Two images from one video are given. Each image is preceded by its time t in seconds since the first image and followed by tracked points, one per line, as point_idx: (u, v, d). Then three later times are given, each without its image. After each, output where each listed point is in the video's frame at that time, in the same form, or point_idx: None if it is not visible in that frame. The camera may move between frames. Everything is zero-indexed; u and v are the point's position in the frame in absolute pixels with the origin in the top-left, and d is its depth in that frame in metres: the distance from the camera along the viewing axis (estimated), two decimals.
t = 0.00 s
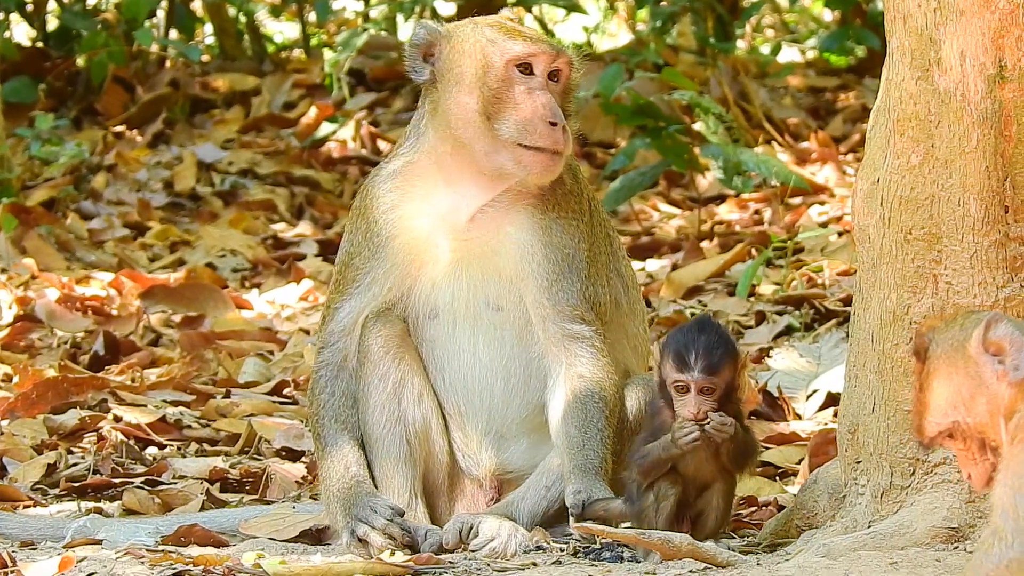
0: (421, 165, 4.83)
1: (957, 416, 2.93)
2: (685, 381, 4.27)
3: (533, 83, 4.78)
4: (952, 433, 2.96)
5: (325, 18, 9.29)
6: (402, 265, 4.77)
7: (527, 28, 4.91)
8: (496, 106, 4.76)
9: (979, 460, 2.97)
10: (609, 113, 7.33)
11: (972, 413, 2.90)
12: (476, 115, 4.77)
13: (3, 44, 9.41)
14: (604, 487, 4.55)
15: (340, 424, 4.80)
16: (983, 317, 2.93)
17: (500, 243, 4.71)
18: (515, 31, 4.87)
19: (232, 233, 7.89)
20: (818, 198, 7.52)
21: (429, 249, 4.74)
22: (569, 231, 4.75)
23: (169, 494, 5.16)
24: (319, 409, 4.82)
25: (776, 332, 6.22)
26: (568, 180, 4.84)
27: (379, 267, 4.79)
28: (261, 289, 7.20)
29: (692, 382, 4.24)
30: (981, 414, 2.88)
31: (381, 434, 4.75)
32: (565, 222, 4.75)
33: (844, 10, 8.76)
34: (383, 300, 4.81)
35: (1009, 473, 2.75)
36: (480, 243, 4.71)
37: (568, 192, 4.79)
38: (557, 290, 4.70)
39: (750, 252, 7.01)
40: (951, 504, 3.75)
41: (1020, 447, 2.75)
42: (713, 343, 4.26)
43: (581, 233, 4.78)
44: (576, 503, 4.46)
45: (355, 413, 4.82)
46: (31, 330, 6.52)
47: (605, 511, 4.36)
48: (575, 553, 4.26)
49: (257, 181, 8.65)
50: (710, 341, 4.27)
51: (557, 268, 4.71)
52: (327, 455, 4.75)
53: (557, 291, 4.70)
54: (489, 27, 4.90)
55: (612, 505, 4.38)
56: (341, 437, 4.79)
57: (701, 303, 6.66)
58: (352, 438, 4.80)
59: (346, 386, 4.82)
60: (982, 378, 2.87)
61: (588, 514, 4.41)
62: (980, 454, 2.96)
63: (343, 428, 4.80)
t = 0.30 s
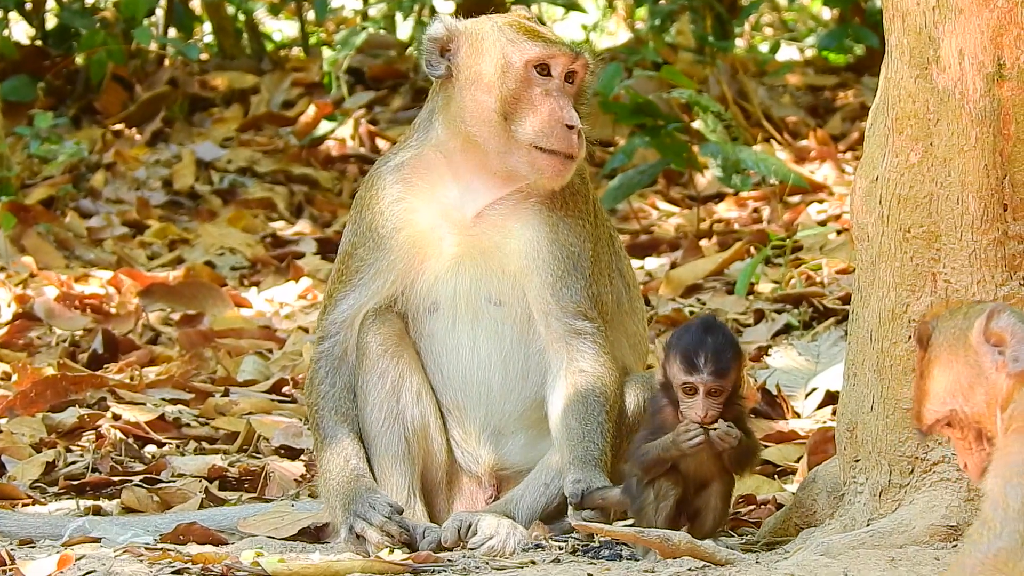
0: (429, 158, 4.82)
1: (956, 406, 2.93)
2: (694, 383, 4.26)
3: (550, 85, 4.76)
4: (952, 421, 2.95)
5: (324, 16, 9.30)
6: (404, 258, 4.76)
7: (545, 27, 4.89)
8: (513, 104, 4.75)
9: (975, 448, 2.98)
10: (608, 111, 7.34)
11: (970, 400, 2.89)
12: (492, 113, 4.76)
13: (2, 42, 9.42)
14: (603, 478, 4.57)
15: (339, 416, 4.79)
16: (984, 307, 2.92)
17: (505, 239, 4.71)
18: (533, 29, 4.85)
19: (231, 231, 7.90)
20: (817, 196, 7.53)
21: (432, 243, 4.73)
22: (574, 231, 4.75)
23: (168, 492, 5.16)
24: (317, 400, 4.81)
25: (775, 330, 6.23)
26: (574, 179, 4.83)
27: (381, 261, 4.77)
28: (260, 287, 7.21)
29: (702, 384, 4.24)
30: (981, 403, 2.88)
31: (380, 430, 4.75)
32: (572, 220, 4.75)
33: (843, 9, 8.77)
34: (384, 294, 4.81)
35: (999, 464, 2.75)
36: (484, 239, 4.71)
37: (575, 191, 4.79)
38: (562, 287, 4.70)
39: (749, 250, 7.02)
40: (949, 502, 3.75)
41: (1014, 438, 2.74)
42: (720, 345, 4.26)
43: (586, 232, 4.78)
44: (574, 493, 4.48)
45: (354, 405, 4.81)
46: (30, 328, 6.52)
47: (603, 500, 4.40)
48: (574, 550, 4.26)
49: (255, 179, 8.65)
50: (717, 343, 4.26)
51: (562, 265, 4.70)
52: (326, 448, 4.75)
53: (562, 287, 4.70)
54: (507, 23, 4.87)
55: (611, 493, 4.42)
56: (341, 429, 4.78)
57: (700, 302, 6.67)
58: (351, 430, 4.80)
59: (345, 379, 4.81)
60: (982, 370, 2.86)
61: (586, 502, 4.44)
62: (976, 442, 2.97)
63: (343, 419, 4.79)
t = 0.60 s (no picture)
0: (430, 155, 4.83)
1: (956, 398, 2.93)
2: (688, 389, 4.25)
3: (545, 79, 4.76)
4: (952, 413, 2.96)
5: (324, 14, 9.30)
6: (406, 255, 4.76)
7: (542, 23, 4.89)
8: (510, 99, 4.75)
9: (972, 441, 2.97)
10: (608, 109, 7.35)
11: (968, 393, 2.90)
12: (489, 109, 4.77)
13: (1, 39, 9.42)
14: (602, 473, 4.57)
15: (340, 412, 4.79)
16: (986, 300, 2.91)
17: (507, 236, 4.71)
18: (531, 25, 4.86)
19: (230, 229, 7.89)
20: (816, 195, 7.54)
21: (433, 240, 4.73)
22: (573, 228, 4.74)
23: (167, 489, 5.16)
24: (318, 396, 4.82)
25: (774, 328, 6.22)
26: (575, 177, 4.82)
27: (383, 257, 4.78)
28: (259, 285, 7.21)
29: (695, 389, 4.23)
30: (981, 395, 2.87)
31: (380, 428, 4.74)
32: (573, 218, 4.75)
33: (843, 8, 8.77)
34: (386, 290, 4.81)
35: (996, 459, 2.76)
36: (485, 236, 4.71)
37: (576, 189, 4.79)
38: (562, 285, 4.70)
39: (748, 249, 7.02)
40: (949, 501, 3.76)
41: (1013, 432, 2.73)
42: (714, 350, 4.24)
43: (588, 230, 4.78)
44: (573, 487, 4.47)
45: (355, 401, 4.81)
46: (29, 326, 6.52)
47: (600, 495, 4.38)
48: (573, 549, 4.26)
49: (254, 176, 8.65)
50: (711, 347, 4.24)
51: (563, 263, 4.70)
52: (326, 444, 4.74)
53: (563, 286, 4.70)
54: (505, 20, 4.88)
55: (608, 489, 4.39)
56: (341, 425, 4.78)
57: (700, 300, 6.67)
58: (351, 426, 4.80)
59: (346, 375, 4.82)
60: (983, 362, 2.85)
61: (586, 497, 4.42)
62: (973, 435, 2.96)
63: (343, 416, 4.79)
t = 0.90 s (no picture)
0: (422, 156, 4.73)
1: (954, 409, 2.82)
2: (681, 378, 4.24)
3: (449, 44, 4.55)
4: (947, 423, 2.85)
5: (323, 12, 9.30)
6: (411, 252, 4.76)
7: None
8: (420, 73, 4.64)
9: (971, 450, 2.86)
10: (605, 106, 7.35)
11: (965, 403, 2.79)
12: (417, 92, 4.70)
13: None
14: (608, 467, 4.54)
15: (342, 408, 4.82)
16: (976, 308, 2.81)
17: (509, 236, 4.67)
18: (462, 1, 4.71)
19: (228, 226, 7.89)
20: (814, 192, 7.55)
21: (434, 239, 4.71)
22: (578, 225, 4.71)
23: (165, 486, 5.16)
24: (322, 391, 4.86)
25: (772, 325, 6.23)
26: (573, 172, 4.76)
27: (390, 256, 4.79)
28: (257, 282, 7.21)
29: (688, 378, 4.22)
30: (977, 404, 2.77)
31: (383, 423, 4.74)
32: (575, 216, 4.71)
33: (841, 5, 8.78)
34: (392, 288, 4.81)
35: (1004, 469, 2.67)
36: (485, 235, 4.67)
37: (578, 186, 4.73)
38: (567, 286, 4.68)
39: (746, 246, 7.03)
40: (946, 499, 3.75)
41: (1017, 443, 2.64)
42: (709, 340, 4.23)
43: (591, 228, 4.73)
44: (580, 480, 4.44)
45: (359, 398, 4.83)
46: (27, 323, 6.52)
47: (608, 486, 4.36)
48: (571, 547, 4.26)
49: (252, 173, 8.65)
50: (706, 338, 4.24)
51: (567, 264, 4.68)
52: (327, 441, 4.77)
53: (568, 286, 4.68)
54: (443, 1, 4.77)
55: (614, 479, 4.38)
56: (343, 420, 4.80)
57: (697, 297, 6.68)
58: (353, 422, 4.82)
59: (351, 370, 4.85)
60: (975, 370, 2.75)
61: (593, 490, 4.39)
62: (971, 444, 2.85)
63: (346, 412, 4.82)
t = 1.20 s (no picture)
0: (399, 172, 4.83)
1: (954, 415, 2.77)
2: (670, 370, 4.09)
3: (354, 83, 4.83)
4: (949, 432, 2.80)
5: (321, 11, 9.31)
6: (408, 263, 4.79)
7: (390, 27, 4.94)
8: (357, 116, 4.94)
9: (976, 455, 2.81)
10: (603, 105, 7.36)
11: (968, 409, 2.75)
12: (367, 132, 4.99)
13: None
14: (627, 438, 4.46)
15: (346, 414, 4.84)
16: (976, 311, 2.78)
17: (486, 232, 4.62)
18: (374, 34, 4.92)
19: (227, 224, 7.90)
20: (812, 191, 7.56)
21: (425, 248, 4.73)
22: (544, 205, 4.61)
23: (163, 485, 5.16)
24: (330, 400, 4.88)
25: (770, 325, 6.24)
26: (533, 154, 4.67)
27: (388, 267, 4.83)
28: (255, 280, 7.21)
29: (676, 371, 4.07)
30: (980, 408, 2.75)
31: (387, 422, 4.72)
32: (533, 197, 4.61)
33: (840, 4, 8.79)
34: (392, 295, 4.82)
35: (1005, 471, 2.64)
36: (467, 236, 4.64)
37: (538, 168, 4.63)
38: (552, 273, 4.59)
39: (745, 245, 7.03)
40: (945, 498, 3.75)
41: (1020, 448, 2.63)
42: (697, 331, 4.08)
43: (559, 207, 4.61)
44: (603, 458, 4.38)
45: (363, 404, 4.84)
46: (26, 321, 6.53)
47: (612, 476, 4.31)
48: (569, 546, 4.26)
49: (251, 172, 8.66)
50: (694, 328, 4.08)
51: (542, 248, 4.58)
52: (331, 446, 4.78)
53: (553, 273, 4.59)
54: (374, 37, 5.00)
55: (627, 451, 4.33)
56: (345, 427, 4.82)
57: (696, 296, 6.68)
58: (357, 427, 4.83)
59: (353, 376, 4.87)
60: (979, 376, 2.73)
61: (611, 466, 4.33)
62: (974, 449, 2.80)
63: (350, 418, 4.83)
